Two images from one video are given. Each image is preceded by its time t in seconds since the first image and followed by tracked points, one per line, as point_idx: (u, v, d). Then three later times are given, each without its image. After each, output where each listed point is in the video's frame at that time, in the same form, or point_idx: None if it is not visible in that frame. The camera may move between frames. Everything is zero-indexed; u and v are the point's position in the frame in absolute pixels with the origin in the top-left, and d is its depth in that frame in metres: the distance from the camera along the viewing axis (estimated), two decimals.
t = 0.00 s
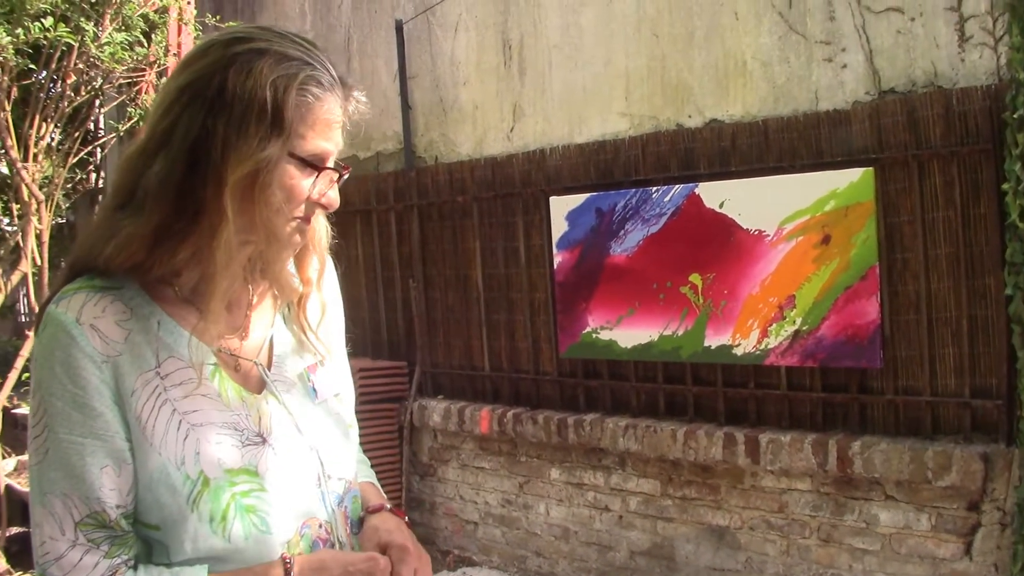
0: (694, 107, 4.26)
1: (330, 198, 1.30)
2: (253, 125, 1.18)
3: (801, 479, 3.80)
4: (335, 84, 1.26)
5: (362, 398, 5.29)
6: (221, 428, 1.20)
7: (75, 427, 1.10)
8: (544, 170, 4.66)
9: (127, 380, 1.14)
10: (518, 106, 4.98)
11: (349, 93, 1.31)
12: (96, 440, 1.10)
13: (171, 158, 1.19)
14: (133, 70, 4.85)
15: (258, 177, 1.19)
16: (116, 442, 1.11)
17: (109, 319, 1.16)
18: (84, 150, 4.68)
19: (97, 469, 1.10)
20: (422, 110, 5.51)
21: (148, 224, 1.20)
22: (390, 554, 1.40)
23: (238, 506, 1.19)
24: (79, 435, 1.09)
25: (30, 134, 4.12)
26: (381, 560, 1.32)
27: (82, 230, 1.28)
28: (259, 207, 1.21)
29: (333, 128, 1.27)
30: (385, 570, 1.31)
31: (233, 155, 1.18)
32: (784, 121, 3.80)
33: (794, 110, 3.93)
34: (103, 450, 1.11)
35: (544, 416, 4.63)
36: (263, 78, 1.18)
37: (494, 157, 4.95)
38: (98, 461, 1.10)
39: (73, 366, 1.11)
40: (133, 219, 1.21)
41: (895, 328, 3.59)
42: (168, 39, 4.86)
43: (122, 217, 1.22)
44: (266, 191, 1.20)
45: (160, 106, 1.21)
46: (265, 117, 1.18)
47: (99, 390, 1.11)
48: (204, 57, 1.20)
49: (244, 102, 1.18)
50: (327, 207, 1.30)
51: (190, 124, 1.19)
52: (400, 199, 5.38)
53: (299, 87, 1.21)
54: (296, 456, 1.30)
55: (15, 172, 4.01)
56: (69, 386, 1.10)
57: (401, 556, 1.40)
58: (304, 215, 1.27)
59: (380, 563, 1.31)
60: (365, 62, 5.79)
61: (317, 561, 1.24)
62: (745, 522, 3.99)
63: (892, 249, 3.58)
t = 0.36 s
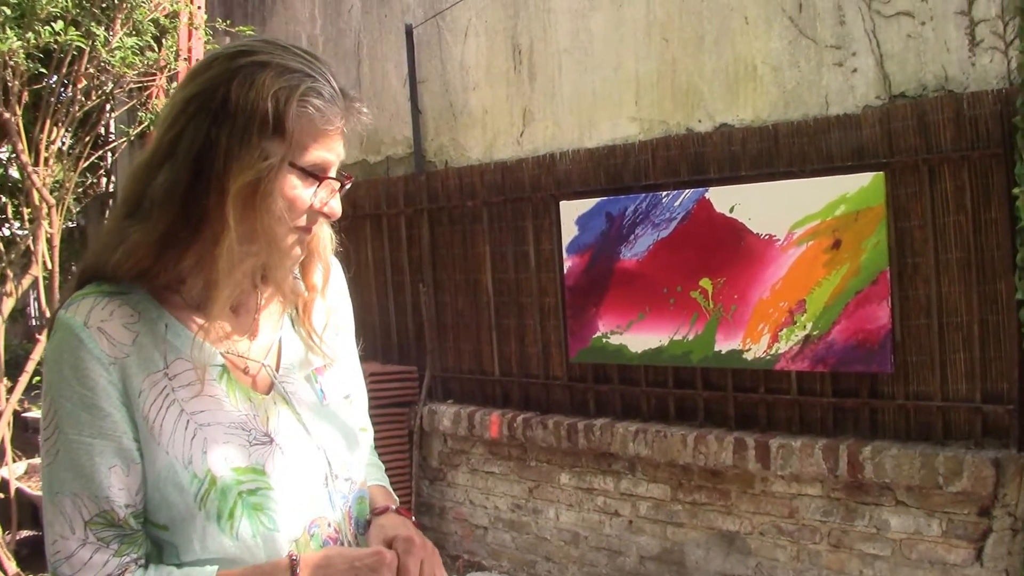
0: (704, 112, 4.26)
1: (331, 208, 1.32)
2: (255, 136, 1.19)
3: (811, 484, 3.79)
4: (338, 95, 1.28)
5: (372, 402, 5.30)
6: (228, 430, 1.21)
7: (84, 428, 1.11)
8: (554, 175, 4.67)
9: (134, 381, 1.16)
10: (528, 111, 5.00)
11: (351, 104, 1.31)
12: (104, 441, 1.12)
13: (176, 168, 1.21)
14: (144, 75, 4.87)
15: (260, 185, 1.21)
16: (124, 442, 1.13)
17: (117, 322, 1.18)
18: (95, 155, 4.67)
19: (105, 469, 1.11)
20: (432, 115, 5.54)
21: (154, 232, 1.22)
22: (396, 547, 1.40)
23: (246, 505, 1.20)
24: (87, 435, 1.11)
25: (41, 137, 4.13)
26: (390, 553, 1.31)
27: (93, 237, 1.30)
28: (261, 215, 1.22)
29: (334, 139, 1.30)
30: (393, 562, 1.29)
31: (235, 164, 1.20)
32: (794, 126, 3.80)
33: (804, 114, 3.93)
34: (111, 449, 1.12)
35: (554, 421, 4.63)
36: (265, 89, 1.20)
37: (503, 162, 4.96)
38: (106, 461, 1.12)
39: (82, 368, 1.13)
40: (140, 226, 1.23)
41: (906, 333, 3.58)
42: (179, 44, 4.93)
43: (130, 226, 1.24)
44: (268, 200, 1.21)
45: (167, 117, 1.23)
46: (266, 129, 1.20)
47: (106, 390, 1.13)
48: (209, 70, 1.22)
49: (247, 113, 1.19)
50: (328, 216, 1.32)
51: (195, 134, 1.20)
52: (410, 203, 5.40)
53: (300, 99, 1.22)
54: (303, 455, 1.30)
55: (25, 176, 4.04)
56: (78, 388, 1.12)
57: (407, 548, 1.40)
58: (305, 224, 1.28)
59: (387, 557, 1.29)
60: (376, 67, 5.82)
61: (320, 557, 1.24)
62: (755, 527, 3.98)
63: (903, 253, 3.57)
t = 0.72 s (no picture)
0: (709, 114, 4.25)
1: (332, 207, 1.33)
2: (257, 134, 1.20)
3: (818, 487, 3.78)
4: (338, 94, 1.29)
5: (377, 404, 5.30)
6: (232, 425, 1.22)
7: (87, 421, 1.11)
8: (560, 177, 4.67)
9: (138, 374, 1.16)
10: (534, 113, 5.00)
11: (352, 102, 1.33)
12: (107, 434, 1.12)
13: (180, 169, 1.21)
14: (149, 77, 4.88)
15: (263, 183, 1.21)
16: (127, 435, 1.13)
17: (121, 315, 1.18)
18: (101, 157, 4.67)
19: (108, 462, 1.11)
20: (437, 117, 5.55)
21: (159, 233, 1.22)
22: (400, 546, 1.39)
23: (248, 500, 1.21)
24: (90, 428, 1.11)
25: (47, 140, 4.14)
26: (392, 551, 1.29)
27: (98, 239, 1.31)
28: (264, 212, 1.23)
29: (337, 138, 1.31)
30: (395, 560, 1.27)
31: (239, 162, 1.20)
32: (800, 128, 3.80)
33: (810, 116, 3.93)
34: (114, 443, 1.12)
35: (559, 423, 4.63)
36: (267, 88, 1.20)
37: (509, 164, 4.97)
38: (109, 454, 1.12)
39: (85, 361, 1.13)
40: (145, 228, 1.23)
41: (913, 336, 3.57)
42: (184, 46, 4.93)
43: (135, 227, 1.25)
44: (271, 196, 1.22)
45: (170, 120, 1.24)
46: (268, 126, 1.21)
47: (110, 383, 1.13)
48: (210, 71, 1.22)
49: (249, 112, 1.20)
50: (332, 214, 1.33)
51: (198, 135, 1.21)
52: (415, 205, 5.41)
53: (301, 97, 1.23)
54: (307, 452, 1.31)
55: (31, 178, 4.06)
56: (82, 381, 1.12)
57: (411, 548, 1.38)
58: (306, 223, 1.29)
59: (389, 555, 1.27)
60: (382, 68, 5.83)
61: (324, 556, 1.22)
62: (761, 530, 3.97)
63: (910, 255, 3.56)
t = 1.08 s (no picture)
0: (713, 111, 4.23)
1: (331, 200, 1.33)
2: (253, 122, 1.19)
3: (823, 486, 3.76)
4: (336, 83, 1.28)
5: (380, 403, 5.29)
6: (226, 421, 1.21)
7: (75, 416, 1.10)
8: (563, 175, 4.66)
9: (130, 368, 1.15)
10: (537, 111, 4.99)
11: (350, 92, 1.31)
12: (96, 430, 1.11)
13: (173, 159, 1.20)
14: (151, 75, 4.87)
15: (259, 172, 1.20)
16: (117, 433, 1.12)
17: (113, 307, 1.17)
18: (103, 155, 4.66)
19: (95, 459, 1.10)
20: (440, 115, 5.53)
21: (154, 226, 1.21)
22: (395, 551, 1.39)
23: (241, 501, 1.19)
24: (79, 424, 1.10)
25: (47, 138, 4.15)
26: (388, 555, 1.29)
27: (92, 232, 1.30)
28: (260, 203, 1.21)
29: (336, 129, 1.30)
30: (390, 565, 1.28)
31: (233, 152, 1.19)
32: (805, 125, 3.78)
33: (815, 113, 3.91)
34: (103, 440, 1.11)
35: (563, 422, 4.61)
36: (263, 76, 1.19)
37: (512, 162, 4.95)
38: (97, 451, 1.11)
39: (76, 354, 1.12)
40: (138, 221, 1.22)
41: (919, 334, 3.55)
42: (186, 44, 4.91)
43: (129, 220, 1.23)
44: (267, 187, 1.21)
45: (163, 108, 1.22)
46: (264, 115, 1.19)
47: (101, 378, 1.12)
48: (205, 58, 1.21)
49: (245, 101, 1.19)
50: (330, 207, 1.33)
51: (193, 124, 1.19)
52: (418, 203, 5.39)
53: (299, 85, 1.22)
54: (302, 451, 1.30)
55: (32, 176, 4.09)
56: (72, 375, 1.11)
57: (407, 553, 1.38)
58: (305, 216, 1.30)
59: (385, 560, 1.28)
60: (384, 66, 5.82)
61: (318, 560, 1.22)
62: (766, 529, 3.96)
63: (916, 253, 3.54)
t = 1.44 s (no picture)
0: (718, 108, 4.20)
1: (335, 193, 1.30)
2: (260, 110, 1.16)
3: (828, 486, 3.73)
4: (344, 71, 1.25)
5: (380, 403, 5.24)
6: (223, 427, 1.18)
7: (63, 424, 1.08)
8: (566, 173, 4.63)
9: (122, 372, 1.12)
10: (539, 108, 4.96)
11: (356, 81, 1.29)
12: (86, 440, 1.08)
13: (172, 146, 1.17)
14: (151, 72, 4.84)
15: (267, 163, 1.18)
16: (108, 441, 1.09)
17: (103, 308, 1.14)
18: (103, 152, 4.63)
19: (85, 470, 1.08)
20: (442, 112, 5.50)
21: (148, 215, 1.18)
22: (401, 559, 1.38)
23: (241, 512, 1.16)
24: (68, 434, 1.08)
25: (47, 136, 4.14)
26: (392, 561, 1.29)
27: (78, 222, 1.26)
28: (268, 194, 1.19)
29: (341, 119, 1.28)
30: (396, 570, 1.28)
31: (239, 141, 1.16)
32: (811, 123, 3.74)
33: (820, 110, 3.88)
34: (93, 449, 1.08)
35: (566, 421, 4.58)
36: (271, 62, 1.17)
37: (515, 159, 4.92)
38: (87, 461, 1.08)
39: (64, 359, 1.09)
40: (130, 209, 1.19)
41: (925, 333, 3.52)
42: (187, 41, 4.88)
43: (120, 208, 1.20)
44: (276, 178, 1.19)
45: (160, 94, 1.19)
46: (272, 102, 1.17)
47: (91, 383, 1.09)
48: (205, 43, 1.18)
49: (251, 88, 1.16)
50: (333, 200, 1.30)
51: (194, 110, 1.17)
52: (419, 201, 5.37)
53: (307, 72, 1.20)
54: (301, 457, 1.27)
55: (31, 173, 4.06)
56: (60, 381, 1.09)
57: (412, 560, 1.38)
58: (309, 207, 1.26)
59: (389, 566, 1.27)
60: (386, 63, 5.79)
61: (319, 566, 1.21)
62: (770, 529, 3.93)
63: (923, 251, 3.52)
